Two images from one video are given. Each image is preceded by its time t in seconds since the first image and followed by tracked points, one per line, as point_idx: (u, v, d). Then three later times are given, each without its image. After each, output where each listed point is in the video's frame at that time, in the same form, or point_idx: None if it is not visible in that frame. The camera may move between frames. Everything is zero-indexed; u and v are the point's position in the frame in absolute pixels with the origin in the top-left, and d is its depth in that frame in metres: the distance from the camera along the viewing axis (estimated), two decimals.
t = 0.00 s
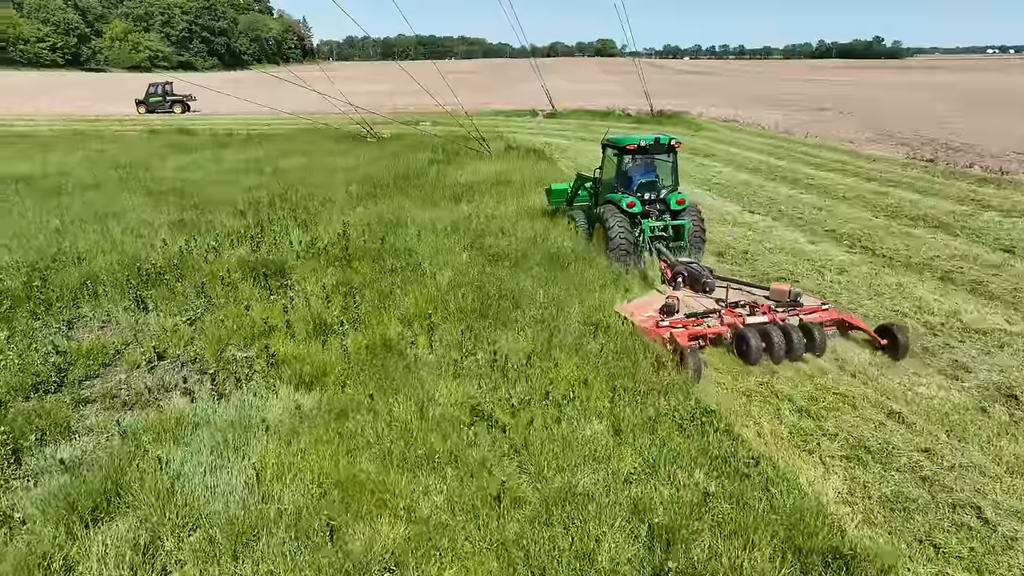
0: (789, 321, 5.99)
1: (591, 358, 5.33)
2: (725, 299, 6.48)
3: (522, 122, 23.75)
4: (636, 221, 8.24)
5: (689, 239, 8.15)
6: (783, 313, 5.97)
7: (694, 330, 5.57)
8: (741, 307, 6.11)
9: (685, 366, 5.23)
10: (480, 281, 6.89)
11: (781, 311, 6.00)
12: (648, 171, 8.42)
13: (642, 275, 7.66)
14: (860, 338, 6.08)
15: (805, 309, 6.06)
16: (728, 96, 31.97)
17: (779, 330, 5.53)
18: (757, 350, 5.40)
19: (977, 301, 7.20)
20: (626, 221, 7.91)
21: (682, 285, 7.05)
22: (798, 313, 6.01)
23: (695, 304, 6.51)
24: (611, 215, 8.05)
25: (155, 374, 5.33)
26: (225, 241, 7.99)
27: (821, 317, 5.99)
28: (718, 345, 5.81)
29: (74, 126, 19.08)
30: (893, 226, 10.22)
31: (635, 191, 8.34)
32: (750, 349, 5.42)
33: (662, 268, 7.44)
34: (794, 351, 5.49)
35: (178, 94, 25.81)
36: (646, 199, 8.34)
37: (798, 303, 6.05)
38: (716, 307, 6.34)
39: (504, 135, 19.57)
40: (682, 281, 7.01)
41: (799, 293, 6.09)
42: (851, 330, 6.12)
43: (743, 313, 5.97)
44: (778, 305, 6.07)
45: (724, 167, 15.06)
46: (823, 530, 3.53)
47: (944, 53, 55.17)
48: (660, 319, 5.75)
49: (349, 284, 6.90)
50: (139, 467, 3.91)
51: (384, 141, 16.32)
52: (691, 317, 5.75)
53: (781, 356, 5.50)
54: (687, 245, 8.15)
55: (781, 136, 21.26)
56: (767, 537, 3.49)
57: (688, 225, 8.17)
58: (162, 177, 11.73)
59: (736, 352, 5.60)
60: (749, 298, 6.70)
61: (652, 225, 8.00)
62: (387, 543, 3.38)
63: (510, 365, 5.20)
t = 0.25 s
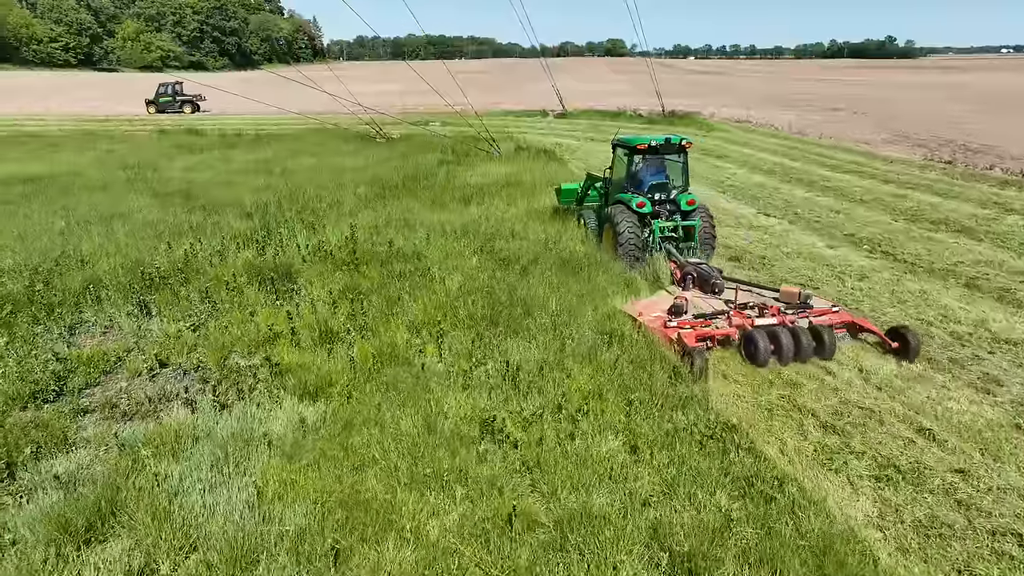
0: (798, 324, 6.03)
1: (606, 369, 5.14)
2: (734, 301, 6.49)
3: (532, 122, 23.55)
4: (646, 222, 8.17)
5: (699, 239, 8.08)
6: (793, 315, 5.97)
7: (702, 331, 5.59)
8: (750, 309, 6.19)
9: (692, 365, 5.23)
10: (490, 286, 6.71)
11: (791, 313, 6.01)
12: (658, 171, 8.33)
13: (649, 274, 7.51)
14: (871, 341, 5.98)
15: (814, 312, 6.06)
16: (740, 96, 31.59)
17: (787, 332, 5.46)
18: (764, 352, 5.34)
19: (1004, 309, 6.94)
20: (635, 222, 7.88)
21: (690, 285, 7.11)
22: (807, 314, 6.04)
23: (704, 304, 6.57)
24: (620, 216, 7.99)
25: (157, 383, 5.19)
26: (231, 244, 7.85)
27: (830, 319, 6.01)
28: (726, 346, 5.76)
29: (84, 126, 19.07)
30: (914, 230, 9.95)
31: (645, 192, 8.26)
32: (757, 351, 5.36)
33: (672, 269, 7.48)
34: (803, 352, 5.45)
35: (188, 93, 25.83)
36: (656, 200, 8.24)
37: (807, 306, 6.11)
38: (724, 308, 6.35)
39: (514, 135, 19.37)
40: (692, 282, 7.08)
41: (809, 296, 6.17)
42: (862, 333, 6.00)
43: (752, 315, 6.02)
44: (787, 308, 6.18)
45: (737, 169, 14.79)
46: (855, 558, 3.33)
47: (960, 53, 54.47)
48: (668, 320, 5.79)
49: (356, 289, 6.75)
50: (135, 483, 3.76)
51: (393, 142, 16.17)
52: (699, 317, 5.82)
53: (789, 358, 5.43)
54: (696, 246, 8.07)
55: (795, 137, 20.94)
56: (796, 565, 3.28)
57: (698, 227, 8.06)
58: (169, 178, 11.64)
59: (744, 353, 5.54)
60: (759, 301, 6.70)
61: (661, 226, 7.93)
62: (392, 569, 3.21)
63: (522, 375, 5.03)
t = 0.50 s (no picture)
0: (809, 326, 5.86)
1: (622, 381, 4.94)
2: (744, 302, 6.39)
3: (544, 123, 23.33)
4: (655, 223, 7.98)
5: (709, 241, 7.86)
6: (803, 317, 5.84)
7: (711, 332, 5.51)
8: (760, 310, 6.03)
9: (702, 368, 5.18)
10: (502, 293, 6.52)
11: (802, 316, 5.85)
12: (667, 172, 8.13)
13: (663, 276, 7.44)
14: (883, 343, 5.87)
15: (825, 314, 5.91)
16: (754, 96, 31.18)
17: (797, 333, 5.38)
18: (775, 355, 5.23)
19: None
20: (644, 224, 7.68)
21: (699, 286, 7.02)
22: (818, 317, 5.87)
23: (713, 306, 6.53)
24: (628, 217, 7.83)
25: (159, 393, 5.06)
26: (238, 248, 7.73)
27: (841, 322, 5.84)
28: (735, 348, 5.67)
29: (97, 126, 19.13)
30: (937, 235, 9.64)
31: (653, 193, 8.07)
32: (767, 353, 5.26)
33: (681, 270, 7.41)
34: (814, 355, 5.31)
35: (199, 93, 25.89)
36: (665, 201, 8.04)
37: (819, 308, 5.90)
38: (734, 309, 6.32)
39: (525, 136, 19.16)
40: (700, 283, 6.99)
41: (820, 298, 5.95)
42: (873, 335, 5.86)
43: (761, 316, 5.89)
44: (797, 310, 5.93)
45: (753, 171, 14.49)
46: None
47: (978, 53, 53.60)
48: (677, 320, 5.68)
49: (364, 295, 6.58)
50: (132, 501, 3.61)
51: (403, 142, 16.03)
52: (708, 319, 5.70)
53: (800, 360, 5.34)
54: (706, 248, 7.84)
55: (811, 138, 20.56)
56: None
57: (708, 228, 7.82)
58: (178, 179, 11.58)
59: (754, 355, 5.44)
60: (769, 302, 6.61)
61: (670, 228, 7.73)
62: None
63: (534, 387, 4.84)
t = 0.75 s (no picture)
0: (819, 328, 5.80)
1: (637, 395, 4.73)
2: (754, 304, 6.30)
3: (554, 124, 23.12)
4: (666, 223, 7.87)
5: (720, 241, 7.74)
6: (814, 320, 5.70)
7: (719, 335, 5.39)
8: (769, 312, 5.87)
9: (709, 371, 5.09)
10: (512, 300, 6.33)
11: (813, 317, 5.74)
12: (678, 172, 8.08)
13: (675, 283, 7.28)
14: (894, 346, 5.77)
15: (836, 316, 5.81)
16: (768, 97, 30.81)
17: (807, 337, 5.21)
18: (784, 359, 5.10)
19: None
20: (654, 222, 7.58)
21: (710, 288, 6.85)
22: (829, 319, 5.78)
23: (721, 308, 6.49)
24: (639, 217, 7.71)
25: (159, 404, 4.91)
26: (244, 252, 7.59)
27: (852, 324, 5.75)
28: (744, 352, 5.54)
29: (107, 126, 19.16)
30: (961, 239, 9.32)
31: (664, 192, 7.99)
32: (776, 358, 5.12)
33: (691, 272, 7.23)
34: (824, 358, 5.19)
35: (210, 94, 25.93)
36: (676, 201, 7.96)
37: (830, 309, 5.81)
38: (743, 311, 6.23)
39: (535, 137, 18.96)
40: (711, 285, 6.82)
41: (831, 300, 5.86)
42: (884, 337, 5.78)
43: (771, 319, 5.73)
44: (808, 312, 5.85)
45: (767, 173, 14.21)
46: None
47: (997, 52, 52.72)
48: (685, 324, 5.60)
49: (371, 301, 6.41)
50: (124, 522, 3.46)
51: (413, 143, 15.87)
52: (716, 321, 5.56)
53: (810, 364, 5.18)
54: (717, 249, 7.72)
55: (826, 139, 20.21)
56: None
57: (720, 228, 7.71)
58: (185, 181, 11.50)
59: (763, 361, 5.29)
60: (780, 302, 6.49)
61: (682, 227, 7.62)
62: None
63: (546, 400, 4.64)
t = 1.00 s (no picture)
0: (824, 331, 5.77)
1: (650, 409, 4.53)
2: (758, 306, 6.39)
3: (561, 125, 22.92)
4: (668, 225, 7.81)
5: (723, 242, 7.68)
6: (819, 322, 5.74)
7: (724, 337, 5.37)
8: (774, 315, 5.94)
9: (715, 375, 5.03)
10: (519, 307, 6.15)
11: (816, 320, 5.77)
12: (680, 173, 7.94)
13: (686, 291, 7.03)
14: (902, 350, 5.69)
15: (842, 319, 5.80)
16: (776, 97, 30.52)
17: (813, 339, 5.20)
18: (790, 361, 5.08)
19: None
20: (657, 225, 7.58)
21: (713, 290, 6.96)
22: (835, 322, 5.77)
23: (726, 311, 6.52)
24: (641, 220, 7.69)
25: (153, 417, 4.75)
26: (245, 256, 7.44)
27: (857, 327, 5.72)
28: (749, 354, 5.54)
29: (113, 127, 19.12)
30: (980, 243, 9.05)
31: (666, 194, 7.91)
32: (781, 360, 5.10)
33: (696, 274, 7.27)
34: (830, 361, 5.17)
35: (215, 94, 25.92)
36: (678, 203, 7.86)
37: (835, 313, 5.83)
38: (747, 313, 6.30)
39: (541, 137, 18.76)
40: (715, 287, 6.94)
41: (836, 303, 5.87)
42: (891, 341, 5.73)
43: (776, 321, 5.79)
44: (813, 315, 5.88)
45: (778, 174, 13.97)
46: None
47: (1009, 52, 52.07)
48: (689, 326, 5.54)
49: (374, 308, 6.24)
50: (111, 548, 3.28)
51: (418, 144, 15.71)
52: (721, 323, 5.59)
53: (815, 367, 5.19)
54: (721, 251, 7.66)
55: (836, 140, 19.92)
56: None
57: (722, 230, 7.64)
58: (187, 184, 11.38)
59: (768, 362, 5.30)
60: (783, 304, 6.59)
61: (684, 230, 7.56)
62: None
63: (555, 414, 4.45)
